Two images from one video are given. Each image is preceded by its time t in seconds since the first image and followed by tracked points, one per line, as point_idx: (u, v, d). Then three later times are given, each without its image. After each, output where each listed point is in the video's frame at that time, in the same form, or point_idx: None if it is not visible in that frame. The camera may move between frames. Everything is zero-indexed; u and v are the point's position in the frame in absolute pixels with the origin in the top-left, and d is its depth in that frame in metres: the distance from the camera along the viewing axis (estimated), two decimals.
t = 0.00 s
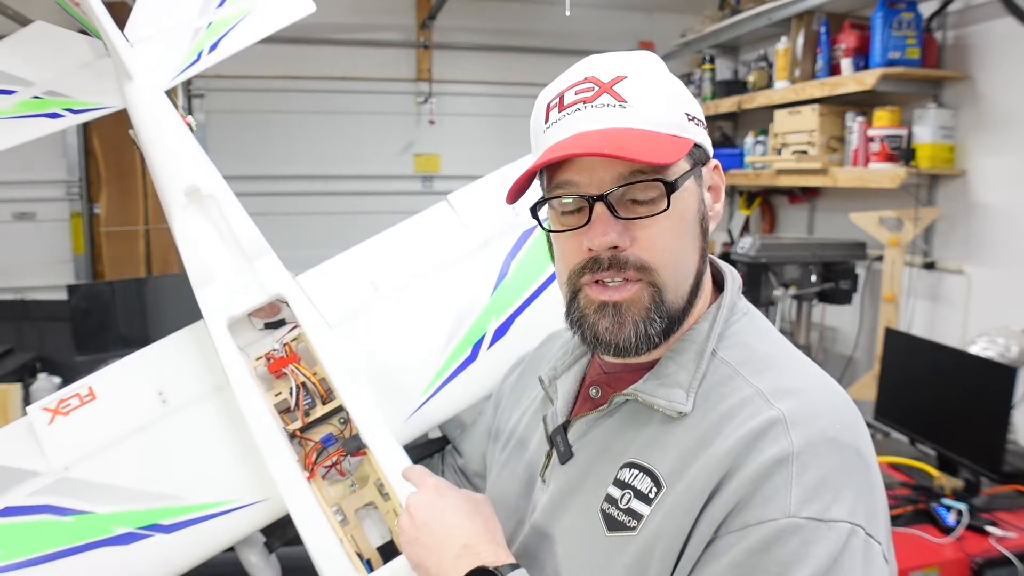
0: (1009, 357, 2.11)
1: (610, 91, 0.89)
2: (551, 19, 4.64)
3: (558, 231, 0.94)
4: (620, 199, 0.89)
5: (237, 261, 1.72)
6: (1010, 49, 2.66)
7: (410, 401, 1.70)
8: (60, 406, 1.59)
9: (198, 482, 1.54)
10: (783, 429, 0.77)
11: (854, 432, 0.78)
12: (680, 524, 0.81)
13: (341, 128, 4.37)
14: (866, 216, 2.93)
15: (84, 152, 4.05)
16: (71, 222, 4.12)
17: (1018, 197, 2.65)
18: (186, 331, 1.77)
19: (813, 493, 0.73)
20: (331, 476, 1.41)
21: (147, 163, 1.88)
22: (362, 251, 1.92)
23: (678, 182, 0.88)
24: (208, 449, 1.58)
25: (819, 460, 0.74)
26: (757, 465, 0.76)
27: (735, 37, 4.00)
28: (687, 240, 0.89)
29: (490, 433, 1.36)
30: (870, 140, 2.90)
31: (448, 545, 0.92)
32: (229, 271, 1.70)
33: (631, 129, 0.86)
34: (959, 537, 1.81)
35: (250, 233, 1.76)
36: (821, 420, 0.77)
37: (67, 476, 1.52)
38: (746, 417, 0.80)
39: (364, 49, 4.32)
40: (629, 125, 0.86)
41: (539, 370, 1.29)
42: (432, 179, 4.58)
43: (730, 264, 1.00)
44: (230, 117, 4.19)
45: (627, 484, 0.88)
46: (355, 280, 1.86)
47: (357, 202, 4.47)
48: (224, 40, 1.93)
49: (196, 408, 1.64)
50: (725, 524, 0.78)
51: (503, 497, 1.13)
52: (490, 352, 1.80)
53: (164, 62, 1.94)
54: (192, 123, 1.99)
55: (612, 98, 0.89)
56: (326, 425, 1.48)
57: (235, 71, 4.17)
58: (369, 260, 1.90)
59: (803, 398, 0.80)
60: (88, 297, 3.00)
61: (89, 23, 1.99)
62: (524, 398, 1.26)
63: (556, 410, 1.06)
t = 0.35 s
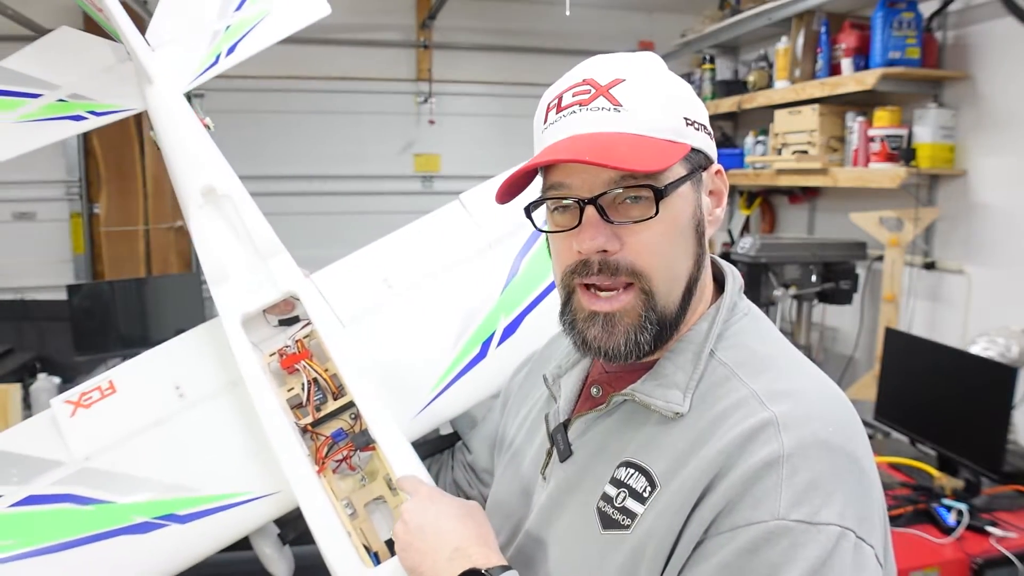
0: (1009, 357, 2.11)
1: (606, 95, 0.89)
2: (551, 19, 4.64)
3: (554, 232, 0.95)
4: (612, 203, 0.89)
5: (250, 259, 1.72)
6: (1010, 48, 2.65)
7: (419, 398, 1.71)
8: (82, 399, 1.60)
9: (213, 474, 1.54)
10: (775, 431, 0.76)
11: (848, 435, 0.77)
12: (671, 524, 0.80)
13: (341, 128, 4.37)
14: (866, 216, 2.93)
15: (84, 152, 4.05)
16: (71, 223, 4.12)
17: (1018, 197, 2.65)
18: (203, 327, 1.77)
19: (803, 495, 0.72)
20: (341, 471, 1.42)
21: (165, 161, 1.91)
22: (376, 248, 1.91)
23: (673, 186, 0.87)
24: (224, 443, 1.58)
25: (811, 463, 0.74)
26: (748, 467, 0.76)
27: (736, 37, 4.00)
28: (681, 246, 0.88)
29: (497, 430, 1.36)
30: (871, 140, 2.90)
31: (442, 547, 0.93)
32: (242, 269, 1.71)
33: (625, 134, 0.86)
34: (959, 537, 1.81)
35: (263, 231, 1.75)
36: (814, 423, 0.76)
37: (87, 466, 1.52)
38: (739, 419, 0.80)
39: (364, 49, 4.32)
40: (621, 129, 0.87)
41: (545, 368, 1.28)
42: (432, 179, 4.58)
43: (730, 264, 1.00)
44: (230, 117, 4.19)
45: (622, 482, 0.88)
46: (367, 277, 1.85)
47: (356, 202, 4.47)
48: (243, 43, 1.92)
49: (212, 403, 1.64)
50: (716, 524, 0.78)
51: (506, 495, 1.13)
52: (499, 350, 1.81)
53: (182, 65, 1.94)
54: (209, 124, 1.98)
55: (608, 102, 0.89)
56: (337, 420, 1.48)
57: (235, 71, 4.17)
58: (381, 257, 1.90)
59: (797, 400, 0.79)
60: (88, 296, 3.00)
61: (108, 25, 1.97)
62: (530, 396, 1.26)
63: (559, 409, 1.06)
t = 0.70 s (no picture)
0: (1009, 357, 2.11)
1: (607, 95, 0.89)
2: (552, 18, 4.63)
3: (557, 232, 0.95)
4: (616, 200, 0.89)
5: (259, 257, 1.71)
6: (1010, 48, 2.65)
7: (425, 397, 1.71)
8: (94, 395, 1.60)
9: (223, 470, 1.56)
10: (773, 427, 0.76)
11: (846, 431, 0.76)
12: (670, 518, 0.80)
13: (341, 128, 4.37)
14: (866, 216, 2.93)
15: (84, 152, 4.05)
16: (71, 223, 4.12)
17: (1018, 197, 2.65)
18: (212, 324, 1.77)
19: (800, 490, 0.72)
20: (348, 467, 1.46)
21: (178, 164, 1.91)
22: (384, 248, 1.90)
23: (675, 183, 0.87)
24: (234, 440, 1.59)
25: (808, 459, 0.73)
26: (745, 463, 0.75)
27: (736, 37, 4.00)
28: (685, 241, 0.88)
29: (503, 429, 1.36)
30: (871, 140, 2.90)
31: (451, 535, 0.92)
32: (252, 266, 1.69)
33: (629, 133, 0.86)
34: (959, 537, 1.81)
35: (272, 231, 1.75)
36: (811, 419, 0.76)
37: (99, 461, 1.53)
38: (738, 415, 0.80)
39: (364, 48, 4.32)
40: (623, 128, 0.87)
41: (550, 366, 1.28)
42: (433, 179, 4.58)
43: (732, 263, 0.99)
44: (230, 117, 4.19)
45: (623, 478, 0.88)
46: (374, 276, 1.85)
47: (356, 202, 4.47)
48: (254, 46, 1.93)
49: (222, 400, 1.64)
50: (714, 518, 0.77)
51: (509, 491, 1.13)
52: (504, 349, 1.81)
53: (193, 67, 1.93)
54: (221, 127, 1.99)
55: (610, 102, 0.89)
56: (344, 418, 1.52)
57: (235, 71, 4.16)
58: (388, 257, 1.89)
59: (795, 397, 0.79)
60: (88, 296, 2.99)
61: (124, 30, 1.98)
62: (535, 395, 1.26)
63: (562, 406, 1.06)
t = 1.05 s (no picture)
0: (1009, 357, 2.11)
1: (600, 103, 0.89)
2: (552, 19, 4.64)
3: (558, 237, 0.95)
4: (612, 204, 0.89)
5: (259, 260, 1.71)
6: (1010, 48, 2.65)
7: (425, 398, 1.71)
8: (90, 399, 1.59)
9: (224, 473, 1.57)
10: (781, 414, 0.77)
11: (851, 418, 0.78)
12: (682, 503, 0.80)
13: (342, 128, 4.37)
14: (866, 216, 2.93)
15: (84, 152, 4.05)
16: (71, 223, 4.12)
17: (1018, 198, 2.65)
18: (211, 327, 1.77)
19: (808, 472, 0.73)
20: (349, 469, 1.49)
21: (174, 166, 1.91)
22: (382, 250, 1.91)
23: (670, 185, 0.87)
24: (234, 443, 1.60)
25: (816, 443, 0.74)
26: (754, 447, 0.76)
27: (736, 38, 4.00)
28: (682, 241, 0.89)
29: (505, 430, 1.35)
30: (871, 140, 2.90)
31: (465, 497, 0.86)
32: (251, 269, 1.69)
33: (625, 139, 0.86)
34: (959, 537, 1.81)
35: (271, 233, 1.76)
36: (818, 405, 0.77)
37: (96, 466, 1.53)
38: (746, 403, 0.80)
39: (364, 48, 4.32)
40: (616, 135, 0.87)
41: (552, 365, 1.27)
42: (433, 179, 4.57)
43: (734, 262, 0.99)
44: (231, 117, 4.19)
45: (633, 468, 0.87)
46: (371, 278, 1.85)
47: (356, 202, 4.47)
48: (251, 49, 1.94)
49: (221, 402, 1.65)
50: (724, 502, 0.77)
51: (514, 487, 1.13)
52: (504, 349, 1.81)
53: (191, 68, 1.93)
54: (219, 130, 1.99)
55: (603, 110, 0.88)
56: (345, 419, 1.54)
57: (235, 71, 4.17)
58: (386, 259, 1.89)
59: (801, 385, 0.80)
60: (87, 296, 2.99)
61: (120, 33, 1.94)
62: (537, 393, 1.25)
63: (567, 402, 1.06)
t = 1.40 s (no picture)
0: (1009, 357, 2.11)
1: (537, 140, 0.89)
2: (552, 19, 4.64)
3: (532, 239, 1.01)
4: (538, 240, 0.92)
5: (268, 255, 1.72)
6: (1010, 49, 2.65)
7: (431, 395, 1.68)
8: (95, 391, 1.60)
9: (228, 467, 1.56)
10: (790, 416, 0.77)
11: (858, 422, 0.78)
12: (689, 504, 0.80)
13: (342, 128, 4.37)
14: (866, 216, 2.93)
15: (84, 152, 4.05)
16: (70, 223, 4.12)
17: (1017, 197, 2.65)
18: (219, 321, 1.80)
19: (818, 476, 0.73)
20: (354, 464, 1.44)
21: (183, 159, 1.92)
22: (388, 247, 1.92)
23: (574, 240, 0.86)
24: (239, 436, 1.60)
25: (826, 447, 0.75)
26: (763, 450, 0.76)
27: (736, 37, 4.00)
28: (594, 291, 0.88)
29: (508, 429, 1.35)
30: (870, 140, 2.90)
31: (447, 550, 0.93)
32: (260, 264, 1.70)
33: (544, 191, 0.88)
34: (959, 537, 1.81)
35: (281, 228, 1.77)
36: (827, 409, 0.78)
37: (100, 459, 1.53)
38: (753, 406, 0.81)
39: (364, 48, 4.33)
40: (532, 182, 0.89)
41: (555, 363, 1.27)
42: (433, 179, 4.57)
43: (743, 264, 0.98)
44: (231, 117, 4.19)
45: (638, 468, 0.88)
46: (379, 276, 1.85)
47: (356, 202, 4.47)
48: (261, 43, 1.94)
49: (227, 396, 1.66)
50: (732, 507, 0.78)
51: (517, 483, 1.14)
52: (510, 348, 1.81)
53: (201, 63, 1.95)
54: (228, 123, 2.00)
55: (534, 150, 0.90)
56: (352, 415, 1.50)
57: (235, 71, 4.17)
58: (393, 257, 1.90)
59: (809, 388, 0.80)
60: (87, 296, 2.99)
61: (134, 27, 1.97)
62: (543, 389, 1.25)
63: (572, 400, 1.04)
